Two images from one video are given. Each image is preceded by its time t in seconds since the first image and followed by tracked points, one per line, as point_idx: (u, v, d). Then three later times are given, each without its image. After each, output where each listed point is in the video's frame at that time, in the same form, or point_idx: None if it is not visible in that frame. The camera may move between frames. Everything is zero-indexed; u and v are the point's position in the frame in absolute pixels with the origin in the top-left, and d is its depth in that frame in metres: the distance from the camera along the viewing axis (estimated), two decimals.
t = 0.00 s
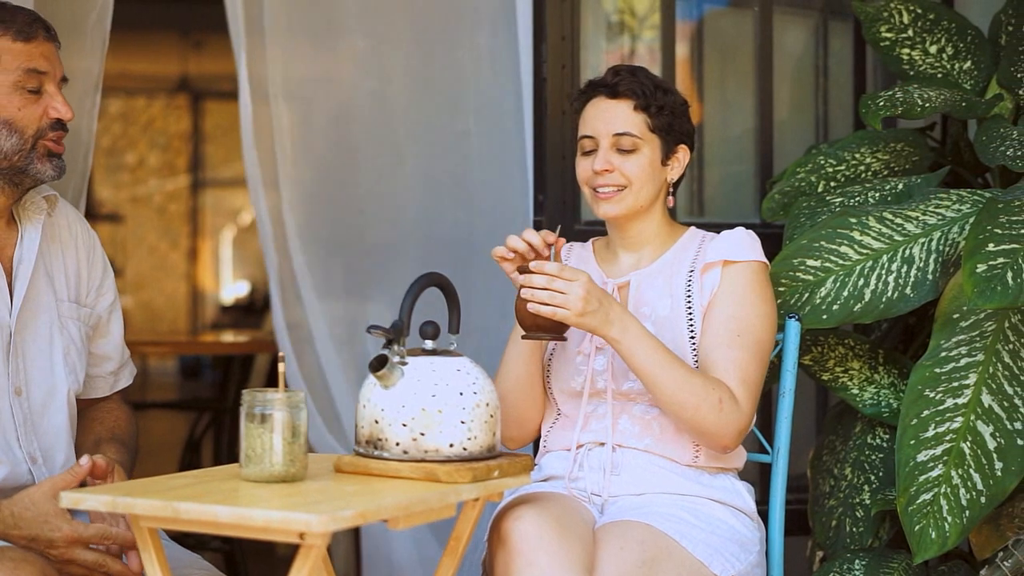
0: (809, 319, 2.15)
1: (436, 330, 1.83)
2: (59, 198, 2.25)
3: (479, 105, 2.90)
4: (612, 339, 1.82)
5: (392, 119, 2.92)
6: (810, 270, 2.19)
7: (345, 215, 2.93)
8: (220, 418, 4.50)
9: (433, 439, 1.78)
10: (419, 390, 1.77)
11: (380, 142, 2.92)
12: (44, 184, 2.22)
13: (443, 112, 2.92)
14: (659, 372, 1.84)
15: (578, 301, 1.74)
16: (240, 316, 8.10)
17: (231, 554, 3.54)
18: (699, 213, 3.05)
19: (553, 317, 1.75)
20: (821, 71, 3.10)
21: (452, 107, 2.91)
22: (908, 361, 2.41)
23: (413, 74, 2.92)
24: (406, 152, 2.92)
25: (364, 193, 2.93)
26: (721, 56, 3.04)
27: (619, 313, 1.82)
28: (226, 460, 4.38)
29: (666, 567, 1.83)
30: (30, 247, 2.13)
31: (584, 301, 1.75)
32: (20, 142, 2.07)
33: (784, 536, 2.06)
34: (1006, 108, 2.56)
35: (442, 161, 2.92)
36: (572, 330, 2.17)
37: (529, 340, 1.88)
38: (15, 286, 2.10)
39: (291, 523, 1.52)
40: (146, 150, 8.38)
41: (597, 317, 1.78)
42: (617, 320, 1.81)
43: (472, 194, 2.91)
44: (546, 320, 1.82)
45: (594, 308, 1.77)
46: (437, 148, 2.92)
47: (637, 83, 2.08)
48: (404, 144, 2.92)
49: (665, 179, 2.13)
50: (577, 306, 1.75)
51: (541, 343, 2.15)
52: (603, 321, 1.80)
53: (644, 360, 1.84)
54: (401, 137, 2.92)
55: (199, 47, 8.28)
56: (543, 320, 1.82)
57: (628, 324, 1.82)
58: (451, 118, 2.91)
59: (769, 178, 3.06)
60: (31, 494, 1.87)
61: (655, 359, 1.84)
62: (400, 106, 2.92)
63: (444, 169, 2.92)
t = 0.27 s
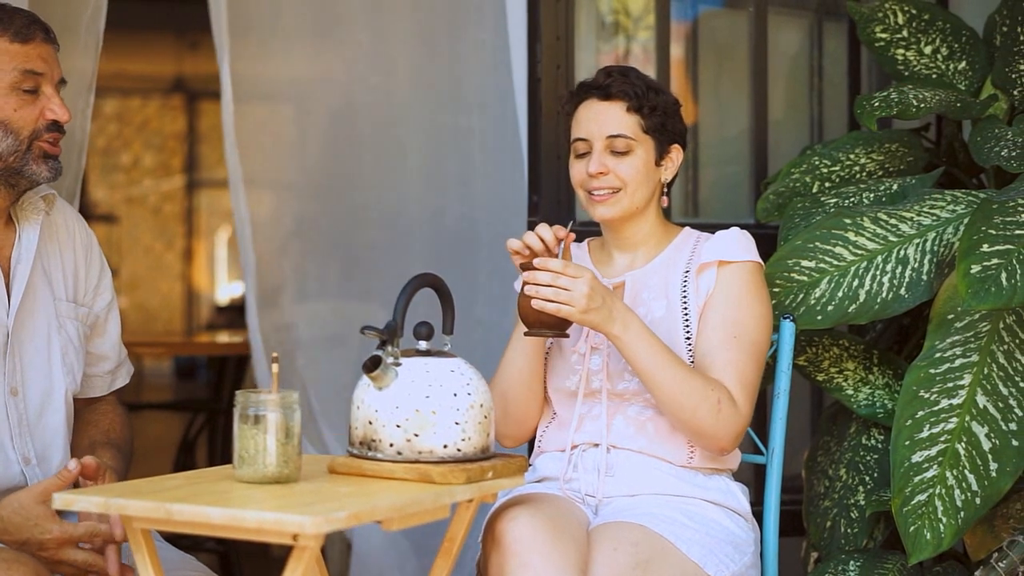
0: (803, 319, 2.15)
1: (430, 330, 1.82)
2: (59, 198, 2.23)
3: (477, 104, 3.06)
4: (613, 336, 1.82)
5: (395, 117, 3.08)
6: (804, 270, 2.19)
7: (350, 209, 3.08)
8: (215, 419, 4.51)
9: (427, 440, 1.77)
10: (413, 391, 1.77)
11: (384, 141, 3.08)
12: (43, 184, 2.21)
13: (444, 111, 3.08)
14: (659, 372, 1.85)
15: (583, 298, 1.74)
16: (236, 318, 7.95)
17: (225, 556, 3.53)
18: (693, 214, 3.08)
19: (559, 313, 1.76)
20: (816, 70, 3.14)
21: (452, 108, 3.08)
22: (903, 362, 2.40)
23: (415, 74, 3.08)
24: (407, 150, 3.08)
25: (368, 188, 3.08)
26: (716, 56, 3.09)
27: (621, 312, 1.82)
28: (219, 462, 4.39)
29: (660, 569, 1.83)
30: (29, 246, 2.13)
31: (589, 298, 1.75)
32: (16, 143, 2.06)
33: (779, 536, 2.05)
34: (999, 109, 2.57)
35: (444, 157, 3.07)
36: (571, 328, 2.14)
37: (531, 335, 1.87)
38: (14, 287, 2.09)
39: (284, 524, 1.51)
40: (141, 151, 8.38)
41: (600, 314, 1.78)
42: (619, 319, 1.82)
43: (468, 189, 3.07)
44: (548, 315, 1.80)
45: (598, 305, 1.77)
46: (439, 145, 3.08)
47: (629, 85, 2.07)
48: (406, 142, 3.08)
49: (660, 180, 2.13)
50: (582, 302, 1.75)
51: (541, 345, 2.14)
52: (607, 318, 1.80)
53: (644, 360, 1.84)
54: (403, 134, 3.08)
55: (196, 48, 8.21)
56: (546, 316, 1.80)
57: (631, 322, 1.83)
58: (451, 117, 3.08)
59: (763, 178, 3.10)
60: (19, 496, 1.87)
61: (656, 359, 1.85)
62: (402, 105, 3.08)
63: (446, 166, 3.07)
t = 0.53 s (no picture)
0: (799, 320, 2.14)
1: (425, 331, 1.82)
2: (54, 197, 2.23)
3: (473, 102, 3.07)
4: (614, 333, 1.83)
5: (391, 115, 3.08)
6: (798, 271, 2.19)
7: (348, 207, 3.08)
8: (208, 419, 4.51)
9: (421, 441, 1.77)
10: (407, 392, 1.76)
11: (380, 141, 3.08)
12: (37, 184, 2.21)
13: (440, 110, 3.08)
14: (659, 371, 1.85)
15: (586, 294, 1.75)
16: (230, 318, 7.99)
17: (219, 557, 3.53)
18: (688, 214, 3.09)
19: (562, 310, 1.76)
20: (812, 70, 3.15)
21: (449, 108, 3.08)
22: (897, 363, 2.41)
23: (411, 72, 3.08)
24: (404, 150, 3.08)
25: (366, 187, 3.07)
26: (711, 57, 3.09)
27: (623, 309, 1.83)
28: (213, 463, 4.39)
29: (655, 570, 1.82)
30: (22, 247, 2.12)
31: (592, 295, 1.75)
32: (6, 143, 2.06)
33: (774, 537, 2.05)
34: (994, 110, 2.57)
35: (441, 157, 3.08)
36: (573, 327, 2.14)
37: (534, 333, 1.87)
38: (8, 288, 2.09)
39: (278, 525, 1.51)
40: (137, 151, 8.38)
41: (603, 311, 1.78)
42: (622, 316, 1.82)
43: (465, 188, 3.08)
44: (552, 312, 1.80)
45: (600, 302, 1.77)
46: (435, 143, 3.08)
47: (623, 86, 2.07)
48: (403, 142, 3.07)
49: (653, 180, 2.13)
50: (584, 299, 1.75)
51: (542, 343, 2.13)
52: (609, 315, 1.80)
53: (644, 358, 1.85)
54: (400, 133, 3.07)
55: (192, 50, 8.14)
56: (549, 312, 1.80)
57: (633, 321, 1.84)
58: (447, 115, 3.08)
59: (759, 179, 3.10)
60: (7, 496, 1.85)
61: (656, 357, 1.85)
62: (399, 104, 3.08)
63: (443, 164, 3.08)
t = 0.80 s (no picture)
0: (794, 321, 2.14)
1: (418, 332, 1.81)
2: (43, 198, 2.22)
3: (468, 104, 3.05)
4: (614, 327, 1.84)
5: (385, 116, 3.07)
6: (792, 272, 2.20)
7: (344, 208, 3.07)
8: (204, 420, 4.52)
9: (414, 443, 1.76)
10: (400, 393, 1.76)
11: (374, 141, 3.07)
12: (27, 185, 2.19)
13: (435, 112, 3.07)
14: (658, 368, 1.85)
15: (589, 288, 1.76)
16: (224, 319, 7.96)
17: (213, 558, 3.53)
18: (683, 215, 3.10)
19: (563, 304, 1.77)
20: (806, 71, 3.15)
21: (443, 108, 3.07)
22: (892, 364, 2.41)
23: (404, 73, 3.07)
24: (400, 149, 3.07)
25: (362, 187, 3.07)
26: (705, 58, 3.11)
27: (624, 304, 1.84)
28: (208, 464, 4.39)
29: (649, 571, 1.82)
30: (8, 248, 2.11)
31: (593, 290, 1.77)
32: None
33: (768, 539, 2.05)
34: (989, 111, 2.56)
35: (436, 158, 3.07)
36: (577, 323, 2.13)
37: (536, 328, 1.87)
38: None
39: (270, 527, 1.50)
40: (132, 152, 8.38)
41: (605, 305, 1.80)
42: (622, 310, 1.84)
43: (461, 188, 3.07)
44: (554, 306, 1.81)
45: (602, 296, 1.79)
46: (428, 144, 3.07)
47: (615, 88, 2.07)
48: (398, 140, 3.07)
49: (647, 182, 2.12)
50: (587, 293, 1.76)
51: (540, 339, 2.13)
52: (610, 309, 1.82)
53: (644, 355, 1.85)
54: (395, 135, 3.07)
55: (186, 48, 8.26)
56: (551, 307, 1.81)
57: (633, 317, 1.85)
58: (442, 117, 3.07)
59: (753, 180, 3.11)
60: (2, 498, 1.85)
61: (656, 355, 1.85)
62: (393, 106, 3.07)
63: (438, 165, 3.07)
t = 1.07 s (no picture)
0: (790, 322, 2.14)
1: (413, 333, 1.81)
2: (37, 198, 2.22)
3: (462, 106, 3.05)
4: (612, 325, 1.85)
5: (381, 118, 3.07)
6: (787, 273, 2.20)
7: (339, 209, 3.07)
8: (199, 421, 4.51)
9: (409, 445, 1.76)
10: (395, 395, 1.76)
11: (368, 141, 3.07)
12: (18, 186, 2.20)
13: (429, 114, 3.06)
14: (655, 366, 1.86)
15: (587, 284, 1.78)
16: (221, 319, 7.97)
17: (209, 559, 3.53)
18: (679, 217, 3.10)
19: (561, 299, 1.78)
20: (801, 73, 3.15)
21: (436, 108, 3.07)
22: (887, 365, 2.41)
23: (399, 73, 3.07)
24: (394, 151, 3.07)
25: (357, 189, 3.07)
26: (700, 58, 3.10)
27: (622, 302, 1.85)
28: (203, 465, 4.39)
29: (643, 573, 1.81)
30: None
31: (591, 286, 1.78)
32: None
33: (764, 540, 2.05)
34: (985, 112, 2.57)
35: (431, 158, 3.06)
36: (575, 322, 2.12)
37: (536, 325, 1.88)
38: None
39: (265, 529, 1.50)
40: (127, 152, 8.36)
41: (602, 302, 1.81)
42: (621, 308, 1.84)
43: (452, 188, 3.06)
44: (552, 303, 1.82)
45: (599, 293, 1.80)
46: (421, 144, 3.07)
47: (608, 91, 2.06)
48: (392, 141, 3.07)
49: (641, 184, 2.12)
50: (585, 287, 1.78)
51: (538, 338, 2.13)
52: (608, 305, 1.83)
53: (641, 353, 1.86)
54: (390, 135, 3.07)
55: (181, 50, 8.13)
56: (549, 303, 1.82)
57: (631, 315, 1.86)
58: (436, 118, 3.06)
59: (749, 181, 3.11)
60: None
61: (654, 353, 1.86)
62: (388, 108, 3.07)
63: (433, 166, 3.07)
